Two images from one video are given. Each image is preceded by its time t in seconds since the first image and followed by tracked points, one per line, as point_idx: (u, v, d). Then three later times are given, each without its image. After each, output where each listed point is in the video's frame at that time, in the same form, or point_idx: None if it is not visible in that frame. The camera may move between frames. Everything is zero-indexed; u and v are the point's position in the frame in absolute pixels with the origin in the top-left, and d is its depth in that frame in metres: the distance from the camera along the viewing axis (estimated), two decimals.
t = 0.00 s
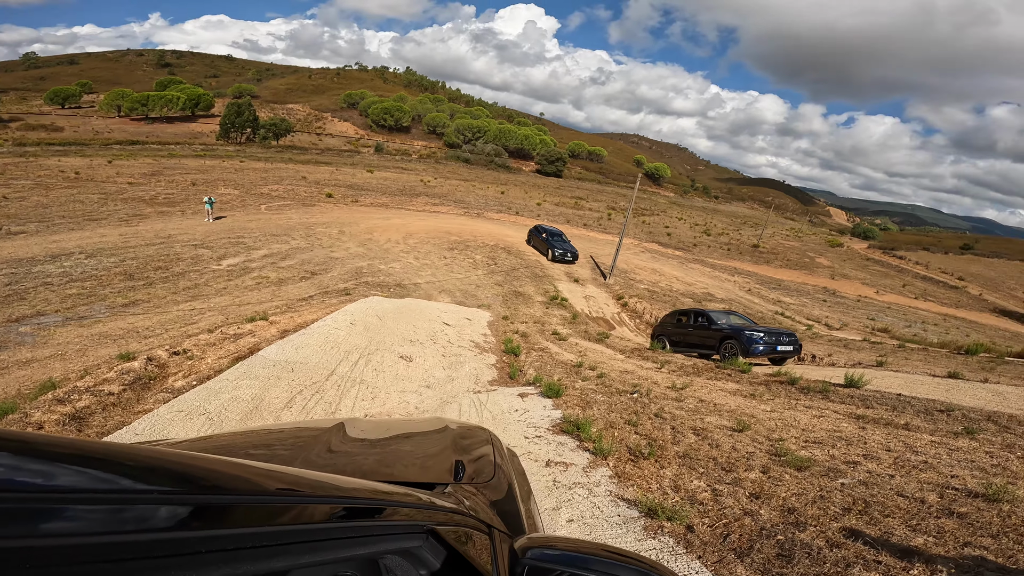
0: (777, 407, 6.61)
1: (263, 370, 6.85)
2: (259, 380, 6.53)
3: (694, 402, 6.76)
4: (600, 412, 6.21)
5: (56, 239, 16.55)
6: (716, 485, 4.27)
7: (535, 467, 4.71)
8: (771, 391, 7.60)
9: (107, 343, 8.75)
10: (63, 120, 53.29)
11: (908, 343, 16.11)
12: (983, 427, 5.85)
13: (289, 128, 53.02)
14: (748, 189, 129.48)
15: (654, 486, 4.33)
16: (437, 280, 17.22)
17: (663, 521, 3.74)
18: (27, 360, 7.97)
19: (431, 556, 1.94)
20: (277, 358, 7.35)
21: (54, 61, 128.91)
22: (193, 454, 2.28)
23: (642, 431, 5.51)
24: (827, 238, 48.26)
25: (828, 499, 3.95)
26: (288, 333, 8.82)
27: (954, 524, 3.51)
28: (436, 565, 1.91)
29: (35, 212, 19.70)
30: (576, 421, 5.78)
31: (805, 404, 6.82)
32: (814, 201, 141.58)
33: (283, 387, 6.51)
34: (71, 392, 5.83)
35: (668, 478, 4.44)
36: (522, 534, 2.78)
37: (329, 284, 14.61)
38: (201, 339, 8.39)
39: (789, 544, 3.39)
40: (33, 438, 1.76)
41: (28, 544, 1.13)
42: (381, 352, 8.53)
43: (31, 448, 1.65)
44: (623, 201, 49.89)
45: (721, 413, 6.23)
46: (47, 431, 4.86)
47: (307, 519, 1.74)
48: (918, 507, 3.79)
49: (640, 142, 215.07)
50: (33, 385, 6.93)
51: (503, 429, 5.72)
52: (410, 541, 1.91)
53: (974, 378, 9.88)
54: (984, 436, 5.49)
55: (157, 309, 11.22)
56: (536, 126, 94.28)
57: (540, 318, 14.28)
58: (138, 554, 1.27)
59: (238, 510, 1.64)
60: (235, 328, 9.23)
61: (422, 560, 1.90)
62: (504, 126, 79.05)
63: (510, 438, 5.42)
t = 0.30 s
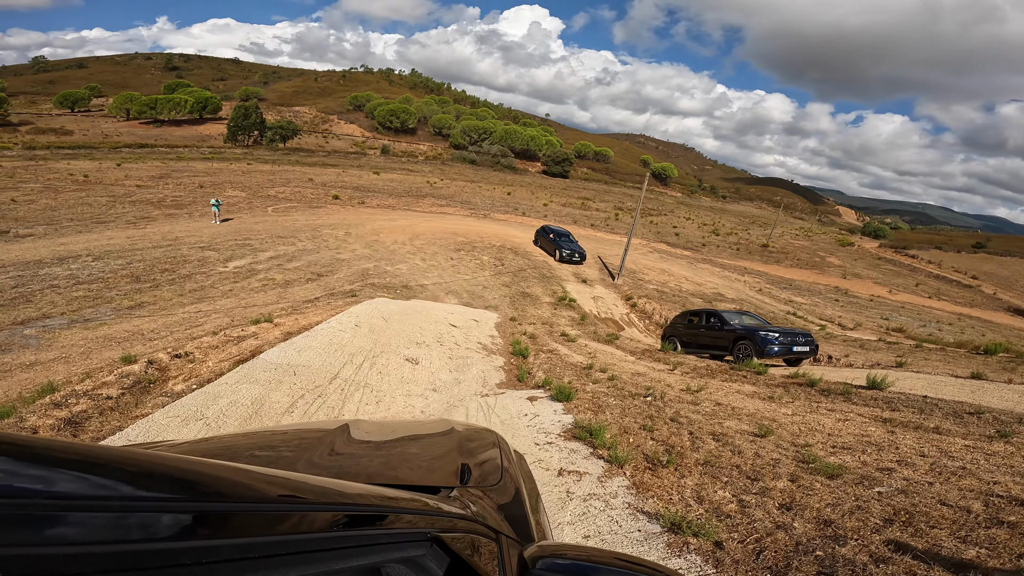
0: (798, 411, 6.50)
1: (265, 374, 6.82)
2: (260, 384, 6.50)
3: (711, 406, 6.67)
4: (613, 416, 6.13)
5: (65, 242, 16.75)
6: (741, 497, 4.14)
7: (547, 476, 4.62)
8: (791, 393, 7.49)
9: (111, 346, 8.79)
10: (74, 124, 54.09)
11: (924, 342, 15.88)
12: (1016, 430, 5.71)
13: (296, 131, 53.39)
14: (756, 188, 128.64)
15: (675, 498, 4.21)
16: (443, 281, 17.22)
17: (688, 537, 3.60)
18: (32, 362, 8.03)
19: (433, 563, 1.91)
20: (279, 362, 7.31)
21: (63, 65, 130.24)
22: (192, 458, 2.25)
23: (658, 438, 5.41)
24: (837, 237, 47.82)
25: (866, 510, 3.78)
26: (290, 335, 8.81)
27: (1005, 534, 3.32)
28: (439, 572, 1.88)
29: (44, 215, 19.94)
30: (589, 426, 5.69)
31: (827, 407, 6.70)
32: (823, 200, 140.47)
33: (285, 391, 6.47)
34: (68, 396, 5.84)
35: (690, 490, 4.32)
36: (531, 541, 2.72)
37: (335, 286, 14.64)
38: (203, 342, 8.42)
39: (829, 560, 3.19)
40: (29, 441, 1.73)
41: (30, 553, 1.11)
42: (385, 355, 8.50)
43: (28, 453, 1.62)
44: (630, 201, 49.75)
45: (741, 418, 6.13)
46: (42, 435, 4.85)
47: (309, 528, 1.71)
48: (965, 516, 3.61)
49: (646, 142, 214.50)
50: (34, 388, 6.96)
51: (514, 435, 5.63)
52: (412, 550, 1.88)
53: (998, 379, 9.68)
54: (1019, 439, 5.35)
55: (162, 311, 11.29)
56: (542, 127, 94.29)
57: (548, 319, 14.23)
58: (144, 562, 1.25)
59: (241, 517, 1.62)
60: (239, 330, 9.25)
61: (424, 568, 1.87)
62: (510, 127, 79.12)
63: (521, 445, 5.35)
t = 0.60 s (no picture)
0: (817, 416, 6.41)
1: (265, 379, 6.79)
2: (260, 389, 6.48)
3: (725, 411, 6.59)
4: (624, 423, 6.06)
5: (70, 244, 16.85)
6: (766, 509, 3.98)
7: (558, 487, 4.50)
8: (807, 398, 7.40)
9: (113, 349, 8.81)
10: (81, 128, 54.64)
11: (936, 345, 15.68)
12: None
13: (301, 134, 53.68)
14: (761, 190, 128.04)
15: (694, 511, 4.05)
16: (448, 283, 17.20)
17: (713, 556, 3.41)
18: (32, 365, 8.04)
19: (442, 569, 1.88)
20: (280, 366, 7.29)
21: (68, 68, 131.33)
22: (194, 465, 2.22)
23: (673, 446, 5.32)
24: (845, 239, 47.50)
25: (901, 520, 3.62)
26: (291, 338, 8.80)
27: None
28: None
29: (50, 218, 20.08)
30: (600, 434, 5.61)
31: (846, 412, 6.61)
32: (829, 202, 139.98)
33: (285, 396, 6.44)
34: (64, 400, 5.84)
35: (710, 501, 4.17)
36: (539, 547, 2.67)
37: (339, 288, 14.64)
38: (204, 345, 8.44)
39: None
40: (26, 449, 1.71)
41: (38, 564, 1.09)
42: (389, 359, 8.47)
43: (28, 461, 1.60)
44: (635, 202, 49.67)
45: (758, 424, 6.03)
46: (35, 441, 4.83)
47: (313, 538, 1.69)
48: (1005, 528, 3.47)
49: (651, 143, 213.81)
50: (33, 392, 6.97)
51: (523, 443, 5.56)
52: (420, 558, 1.85)
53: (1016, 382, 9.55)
54: None
55: (165, 314, 11.33)
56: (546, 129, 94.43)
57: (554, 322, 14.17)
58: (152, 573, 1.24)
59: (247, 527, 1.60)
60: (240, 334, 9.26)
61: None
62: (514, 130, 79.29)
63: (530, 453, 5.27)
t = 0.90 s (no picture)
0: (828, 421, 6.34)
1: (263, 382, 6.76)
2: (258, 392, 6.46)
3: (734, 415, 6.53)
4: (631, 428, 6.02)
5: (73, 245, 16.93)
6: (782, 519, 3.92)
7: (564, 496, 4.46)
8: (816, 401, 7.33)
9: (112, 350, 8.84)
10: (85, 129, 54.96)
11: (943, 346, 15.57)
12: None
13: (304, 134, 53.85)
14: (765, 191, 127.64)
15: (707, 521, 4.00)
16: (451, 284, 17.19)
17: (729, 569, 3.37)
18: (32, 366, 8.07)
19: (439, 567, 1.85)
20: (279, 369, 7.27)
21: (73, 69, 132.24)
22: (195, 464, 2.20)
23: (681, 452, 5.27)
24: (849, 240, 47.32)
25: (925, 531, 3.56)
26: (291, 340, 8.78)
27: None
28: None
29: (53, 218, 20.17)
30: (606, 440, 5.56)
31: (858, 417, 6.54)
32: (833, 202, 139.46)
33: (284, 400, 6.42)
34: (59, 403, 5.84)
35: (723, 511, 4.12)
36: (534, 547, 2.65)
37: (341, 289, 14.65)
38: (204, 347, 8.44)
39: None
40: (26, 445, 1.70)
41: (39, 556, 1.07)
42: (390, 361, 8.45)
43: (29, 457, 1.58)
44: (638, 203, 49.59)
45: (769, 429, 5.96)
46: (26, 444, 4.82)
47: (315, 534, 1.68)
48: None
49: (654, 144, 213.39)
50: (30, 393, 6.98)
51: (527, 448, 5.52)
52: (417, 556, 1.82)
53: None
54: None
55: (166, 315, 11.35)
56: (549, 130, 94.44)
57: (557, 323, 14.15)
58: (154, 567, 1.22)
59: (249, 522, 1.58)
60: (240, 335, 9.27)
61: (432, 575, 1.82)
62: (518, 131, 79.30)
63: (535, 459, 5.23)
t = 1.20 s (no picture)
0: (837, 424, 6.31)
1: (263, 384, 6.75)
2: (259, 394, 6.47)
3: (741, 418, 6.50)
4: (637, 431, 5.99)
5: (76, 245, 16.99)
6: (794, 526, 3.89)
7: (571, 502, 4.41)
8: (824, 404, 7.30)
9: (114, 350, 8.86)
10: (89, 129, 55.17)
11: (949, 347, 15.48)
12: None
13: (307, 134, 53.96)
14: (768, 191, 127.12)
15: (719, 528, 3.96)
16: (454, 284, 17.18)
17: None
18: (33, 366, 8.10)
19: (446, 558, 2.03)
20: (279, 371, 7.25)
21: (78, 69, 133.15)
22: (211, 458, 2.35)
23: (689, 455, 5.26)
24: (854, 240, 47.15)
25: (943, 538, 3.52)
26: (292, 341, 8.80)
27: None
28: (449, 566, 2.00)
29: (57, 218, 20.24)
30: (613, 444, 5.54)
31: (868, 419, 6.50)
32: (838, 202, 139.03)
33: (285, 402, 6.40)
34: (59, 404, 5.87)
35: (734, 517, 4.09)
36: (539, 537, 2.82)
37: (344, 289, 14.66)
38: (205, 347, 8.47)
39: None
40: (62, 444, 1.90)
41: (50, 548, 1.17)
42: (393, 362, 8.45)
43: (57, 456, 1.76)
44: (642, 204, 49.52)
45: (778, 432, 5.93)
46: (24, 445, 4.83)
47: (319, 525, 1.80)
48: None
49: (658, 144, 212.99)
50: (32, 393, 7.01)
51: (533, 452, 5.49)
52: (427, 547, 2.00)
53: None
54: None
55: (169, 315, 11.38)
56: (552, 130, 94.36)
57: (561, 324, 14.14)
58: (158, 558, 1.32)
59: (252, 515, 1.70)
60: (242, 335, 9.29)
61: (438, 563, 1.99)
62: (521, 131, 79.27)
63: (540, 463, 5.20)
